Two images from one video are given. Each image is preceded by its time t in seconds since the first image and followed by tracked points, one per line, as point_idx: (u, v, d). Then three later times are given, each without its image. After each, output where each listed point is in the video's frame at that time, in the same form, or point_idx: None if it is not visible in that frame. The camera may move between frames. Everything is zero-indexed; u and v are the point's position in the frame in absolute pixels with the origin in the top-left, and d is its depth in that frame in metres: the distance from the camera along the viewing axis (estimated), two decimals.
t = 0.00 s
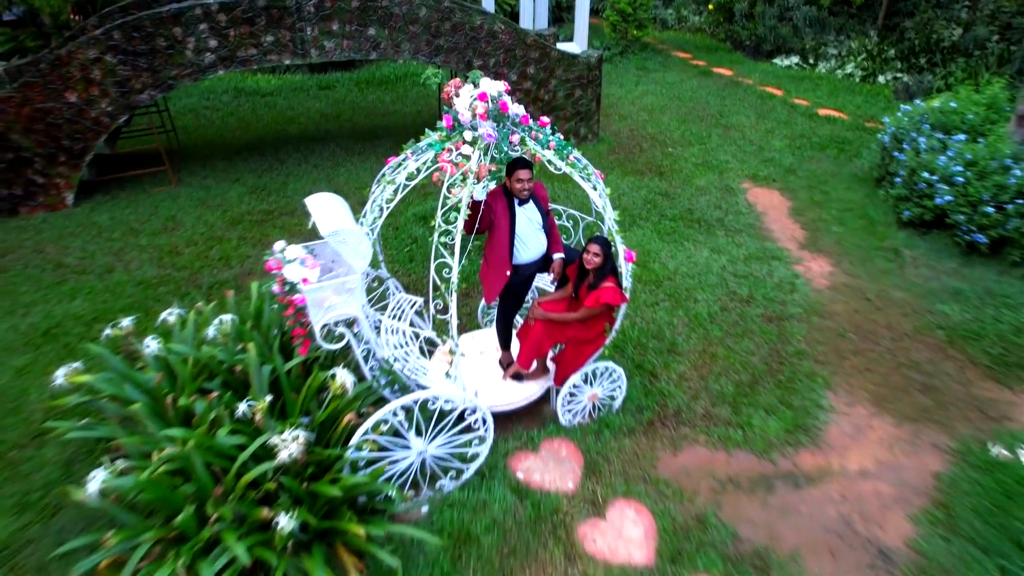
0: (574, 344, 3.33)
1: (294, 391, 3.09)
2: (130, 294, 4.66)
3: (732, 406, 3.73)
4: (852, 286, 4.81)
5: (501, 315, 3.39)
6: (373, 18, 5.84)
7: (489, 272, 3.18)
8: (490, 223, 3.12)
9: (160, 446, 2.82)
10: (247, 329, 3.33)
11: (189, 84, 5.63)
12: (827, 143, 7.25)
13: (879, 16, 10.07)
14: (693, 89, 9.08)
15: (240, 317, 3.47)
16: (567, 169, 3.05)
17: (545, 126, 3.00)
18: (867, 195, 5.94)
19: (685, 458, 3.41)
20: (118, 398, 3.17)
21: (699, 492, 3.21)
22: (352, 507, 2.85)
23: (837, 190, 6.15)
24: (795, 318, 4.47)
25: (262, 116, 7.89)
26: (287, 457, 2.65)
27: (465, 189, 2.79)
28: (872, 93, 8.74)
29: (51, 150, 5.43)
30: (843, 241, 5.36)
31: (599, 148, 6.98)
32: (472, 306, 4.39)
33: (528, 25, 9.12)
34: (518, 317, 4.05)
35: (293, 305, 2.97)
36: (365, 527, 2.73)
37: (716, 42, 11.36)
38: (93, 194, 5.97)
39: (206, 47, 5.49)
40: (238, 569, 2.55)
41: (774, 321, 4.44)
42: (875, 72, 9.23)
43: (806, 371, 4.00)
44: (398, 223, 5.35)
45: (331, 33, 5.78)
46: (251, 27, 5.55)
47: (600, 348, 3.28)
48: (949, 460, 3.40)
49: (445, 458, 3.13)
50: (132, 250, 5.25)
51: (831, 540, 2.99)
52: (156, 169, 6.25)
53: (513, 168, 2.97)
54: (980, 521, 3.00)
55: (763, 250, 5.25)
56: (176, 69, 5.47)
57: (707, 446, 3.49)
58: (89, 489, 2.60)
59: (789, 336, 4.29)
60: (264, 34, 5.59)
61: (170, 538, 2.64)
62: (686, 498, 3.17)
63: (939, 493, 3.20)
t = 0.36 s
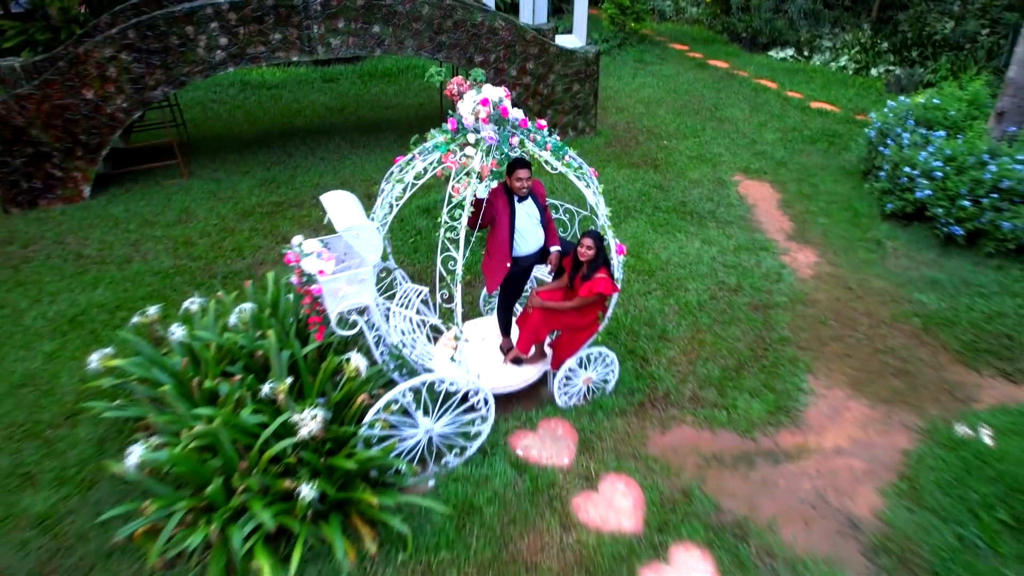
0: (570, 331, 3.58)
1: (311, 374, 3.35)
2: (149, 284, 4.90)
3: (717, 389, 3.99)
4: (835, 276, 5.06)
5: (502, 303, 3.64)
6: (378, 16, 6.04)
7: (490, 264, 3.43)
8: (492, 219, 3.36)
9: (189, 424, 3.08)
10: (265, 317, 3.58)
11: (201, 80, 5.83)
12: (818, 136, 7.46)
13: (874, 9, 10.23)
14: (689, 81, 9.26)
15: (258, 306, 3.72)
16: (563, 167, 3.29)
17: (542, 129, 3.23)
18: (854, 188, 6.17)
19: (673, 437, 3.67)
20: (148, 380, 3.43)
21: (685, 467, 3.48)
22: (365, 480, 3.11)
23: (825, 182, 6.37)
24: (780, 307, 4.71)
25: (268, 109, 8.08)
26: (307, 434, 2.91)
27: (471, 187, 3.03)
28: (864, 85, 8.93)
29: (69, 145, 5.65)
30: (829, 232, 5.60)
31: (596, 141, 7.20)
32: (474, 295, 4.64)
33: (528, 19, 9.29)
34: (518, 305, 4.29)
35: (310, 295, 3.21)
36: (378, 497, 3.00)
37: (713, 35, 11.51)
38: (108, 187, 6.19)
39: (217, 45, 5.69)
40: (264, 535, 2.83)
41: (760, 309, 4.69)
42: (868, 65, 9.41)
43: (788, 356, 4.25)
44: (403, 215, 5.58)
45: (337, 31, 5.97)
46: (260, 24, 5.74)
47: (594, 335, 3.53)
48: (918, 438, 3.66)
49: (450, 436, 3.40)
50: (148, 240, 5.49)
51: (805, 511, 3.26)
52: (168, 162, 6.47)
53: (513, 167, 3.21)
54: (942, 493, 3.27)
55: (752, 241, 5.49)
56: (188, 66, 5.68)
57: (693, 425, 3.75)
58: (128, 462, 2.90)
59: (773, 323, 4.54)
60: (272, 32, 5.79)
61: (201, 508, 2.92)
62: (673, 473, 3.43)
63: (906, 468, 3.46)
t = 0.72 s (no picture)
0: (566, 318, 3.86)
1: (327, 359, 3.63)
2: (167, 274, 5.16)
3: (704, 373, 4.27)
4: (819, 267, 5.32)
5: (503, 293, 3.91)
6: (382, 15, 6.25)
7: (492, 257, 3.70)
8: (494, 215, 3.63)
9: (217, 404, 3.37)
10: (283, 306, 3.86)
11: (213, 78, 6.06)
12: (809, 130, 7.69)
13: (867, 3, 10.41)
14: (685, 75, 9.47)
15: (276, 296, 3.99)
16: (559, 167, 3.54)
17: (541, 131, 3.48)
18: (841, 182, 6.42)
19: (661, 417, 3.96)
20: (175, 365, 3.71)
21: (672, 444, 3.76)
22: (377, 455, 3.41)
23: (813, 176, 6.62)
24: (765, 296, 4.98)
25: (275, 103, 8.30)
26: (327, 413, 3.19)
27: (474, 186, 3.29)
28: (856, 79, 9.15)
29: (87, 141, 5.89)
30: (815, 225, 5.85)
31: (593, 136, 7.44)
32: (476, 285, 4.91)
33: (528, 14, 9.49)
34: (518, 295, 4.56)
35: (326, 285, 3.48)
36: (389, 471, 3.29)
37: (710, 28, 11.69)
38: (123, 181, 6.44)
39: (228, 44, 5.92)
40: (287, 504, 3.12)
41: (746, 299, 4.96)
42: (861, 59, 9.62)
43: (771, 343, 4.53)
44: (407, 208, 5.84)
45: (343, 30, 6.19)
46: (269, 24, 5.96)
47: (589, 322, 3.80)
48: (889, 418, 3.94)
49: (455, 416, 3.68)
50: (165, 233, 5.74)
51: (781, 484, 3.54)
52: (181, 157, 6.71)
53: (513, 167, 3.47)
54: (907, 468, 3.55)
55: (741, 234, 5.75)
56: (200, 65, 5.91)
57: (680, 406, 4.03)
58: (163, 438, 3.19)
59: (758, 312, 4.81)
60: (281, 32, 6.02)
61: (229, 480, 3.20)
62: (660, 450, 3.72)
63: (876, 446, 3.75)
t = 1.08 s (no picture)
0: (563, 307, 4.12)
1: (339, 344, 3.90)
2: (184, 265, 5.42)
3: (692, 358, 4.55)
4: (805, 258, 5.59)
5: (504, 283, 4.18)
6: (386, 15, 6.48)
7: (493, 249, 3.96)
8: (495, 210, 3.88)
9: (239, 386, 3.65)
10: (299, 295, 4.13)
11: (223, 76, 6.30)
12: (800, 124, 7.93)
13: None
14: (681, 70, 9.69)
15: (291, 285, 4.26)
16: (556, 165, 3.79)
17: (539, 132, 3.72)
18: (828, 176, 6.67)
19: (652, 399, 4.24)
20: (199, 350, 3.98)
21: (661, 424, 4.04)
22: (387, 433, 3.69)
23: (802, 170, 6.87)
24: (752, 286, 5.25)
25: (281, 98, 8.53)
26: (341, 392, 3.47)
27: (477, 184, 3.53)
28: (848, 74, 9.38)
29: (104, 137, 6.13)
30: (802, 217, 6.11)
31: (590, 130, 7.68)
32: (478, 275, 5.17)
33: (527, 10, 9.69)
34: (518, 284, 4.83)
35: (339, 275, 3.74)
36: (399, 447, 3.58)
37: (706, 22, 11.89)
38: (138, 175, 6.69)
39: (239, 43, 6.15)
40: (306, 476, 3.41)
41: (734, 288, 5.23)
42: (853, 54, 9.84)
43: (756, 330, 4.80)
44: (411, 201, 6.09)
45: (348, 29, 6.42)
46: (278, 24, 6.19)
47: (584, 310, 4.07)
48: (864, 400, 4.22)
49: (458, 397, 3.97)
50: (179, 225, 6.00)
51: (762, 461, 3.82)
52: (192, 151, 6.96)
53: (513, 166, 3.72)
54: (878, 446, 3.83)
55: (731, 226, 6.01)
56: (212, 63, 6.15)
57: (670, 389, 4.31)
58: (191, 416, 3.48)
59: (745, 300, 5.09)
60: (290, 31, 6.24)
61: (252, 455, 3.49)
62: (650, 429, 4.00)
63: (851, 425, 4.03)
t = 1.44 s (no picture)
0: (559, 295, 4.41)
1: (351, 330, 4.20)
2: (200, 256, 5.70)
3: (681, 343, 4.85)
4: (790, 249, 5.88)
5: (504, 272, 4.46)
6: (391, 14, 6.72)
7: (494, 241, 4.25)
8: (496, 204, 4.17)
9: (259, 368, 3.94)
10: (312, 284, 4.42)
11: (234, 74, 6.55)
12: (791, 119, 8.19)
13: None
14: (677, 65, 9.93)
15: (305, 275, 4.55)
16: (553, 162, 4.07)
17: (538, 132, 4.00)
18: (816, 170, 6.94)
19: (642, 381, 4.54)
20: (220, 335, 4.28)
21: (651, 404, 4.34)
22: (396, 412, 4.00)
23: (791, 164, 7.14)
24: (739, 276, 5.54)
25: (287, 93, 8.78)
26: (356, 373, 3.78)
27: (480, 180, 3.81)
28: (840, 69, 9.63)
29: (121, 133, 6.40)
30: (789, 210, 6.39)
31: (587, 126, 7.94)
32: (479, 266, 5.46)
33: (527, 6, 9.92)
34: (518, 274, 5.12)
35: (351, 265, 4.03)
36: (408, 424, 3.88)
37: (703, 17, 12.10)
38: (152, 170, 6.96)
39: (249, 43, 6.40)
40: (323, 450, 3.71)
41: (723, 278, 5.52)
42: (845, 49, 10.09)
43: (742, 317, 5.09)
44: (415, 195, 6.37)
45: (354, 28, 6.66)
46: (287, 24, 6.44)
47: (579, 298, 4.35)
48: (841, 382, 4.52)
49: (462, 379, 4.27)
50: (194, 217, 6.27)
51: (744, 437, 4.13)
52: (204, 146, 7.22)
53: (513, 163, 4.00)
54: (851, 424, 4.14)
55: (721, 219, 6.29)
56: (223, 62, 6.40)
57: (659, 372, 4.61)
58: (217, 396, 3.78)
59: (733, 289, 5.38)
60: (298, 31, 6.49)
61: (273, 431, 3.79)
62: (641, 408, 4.31)
63: (827, 406, 4.33)
